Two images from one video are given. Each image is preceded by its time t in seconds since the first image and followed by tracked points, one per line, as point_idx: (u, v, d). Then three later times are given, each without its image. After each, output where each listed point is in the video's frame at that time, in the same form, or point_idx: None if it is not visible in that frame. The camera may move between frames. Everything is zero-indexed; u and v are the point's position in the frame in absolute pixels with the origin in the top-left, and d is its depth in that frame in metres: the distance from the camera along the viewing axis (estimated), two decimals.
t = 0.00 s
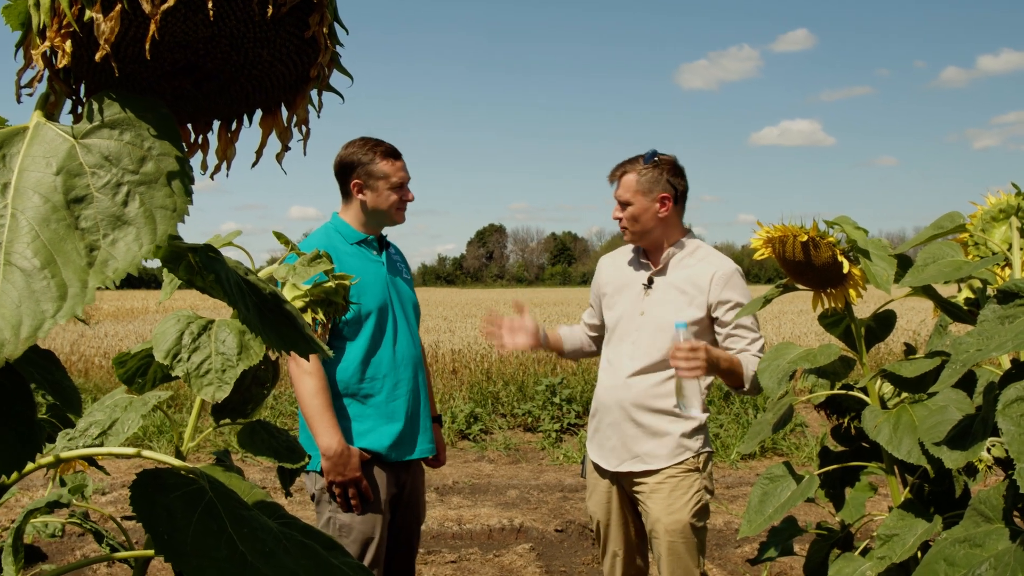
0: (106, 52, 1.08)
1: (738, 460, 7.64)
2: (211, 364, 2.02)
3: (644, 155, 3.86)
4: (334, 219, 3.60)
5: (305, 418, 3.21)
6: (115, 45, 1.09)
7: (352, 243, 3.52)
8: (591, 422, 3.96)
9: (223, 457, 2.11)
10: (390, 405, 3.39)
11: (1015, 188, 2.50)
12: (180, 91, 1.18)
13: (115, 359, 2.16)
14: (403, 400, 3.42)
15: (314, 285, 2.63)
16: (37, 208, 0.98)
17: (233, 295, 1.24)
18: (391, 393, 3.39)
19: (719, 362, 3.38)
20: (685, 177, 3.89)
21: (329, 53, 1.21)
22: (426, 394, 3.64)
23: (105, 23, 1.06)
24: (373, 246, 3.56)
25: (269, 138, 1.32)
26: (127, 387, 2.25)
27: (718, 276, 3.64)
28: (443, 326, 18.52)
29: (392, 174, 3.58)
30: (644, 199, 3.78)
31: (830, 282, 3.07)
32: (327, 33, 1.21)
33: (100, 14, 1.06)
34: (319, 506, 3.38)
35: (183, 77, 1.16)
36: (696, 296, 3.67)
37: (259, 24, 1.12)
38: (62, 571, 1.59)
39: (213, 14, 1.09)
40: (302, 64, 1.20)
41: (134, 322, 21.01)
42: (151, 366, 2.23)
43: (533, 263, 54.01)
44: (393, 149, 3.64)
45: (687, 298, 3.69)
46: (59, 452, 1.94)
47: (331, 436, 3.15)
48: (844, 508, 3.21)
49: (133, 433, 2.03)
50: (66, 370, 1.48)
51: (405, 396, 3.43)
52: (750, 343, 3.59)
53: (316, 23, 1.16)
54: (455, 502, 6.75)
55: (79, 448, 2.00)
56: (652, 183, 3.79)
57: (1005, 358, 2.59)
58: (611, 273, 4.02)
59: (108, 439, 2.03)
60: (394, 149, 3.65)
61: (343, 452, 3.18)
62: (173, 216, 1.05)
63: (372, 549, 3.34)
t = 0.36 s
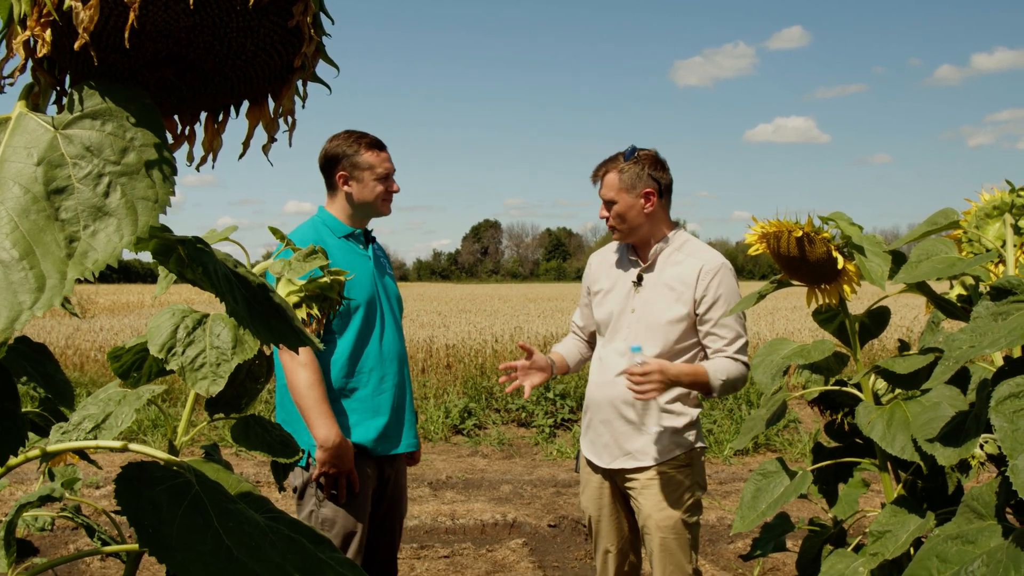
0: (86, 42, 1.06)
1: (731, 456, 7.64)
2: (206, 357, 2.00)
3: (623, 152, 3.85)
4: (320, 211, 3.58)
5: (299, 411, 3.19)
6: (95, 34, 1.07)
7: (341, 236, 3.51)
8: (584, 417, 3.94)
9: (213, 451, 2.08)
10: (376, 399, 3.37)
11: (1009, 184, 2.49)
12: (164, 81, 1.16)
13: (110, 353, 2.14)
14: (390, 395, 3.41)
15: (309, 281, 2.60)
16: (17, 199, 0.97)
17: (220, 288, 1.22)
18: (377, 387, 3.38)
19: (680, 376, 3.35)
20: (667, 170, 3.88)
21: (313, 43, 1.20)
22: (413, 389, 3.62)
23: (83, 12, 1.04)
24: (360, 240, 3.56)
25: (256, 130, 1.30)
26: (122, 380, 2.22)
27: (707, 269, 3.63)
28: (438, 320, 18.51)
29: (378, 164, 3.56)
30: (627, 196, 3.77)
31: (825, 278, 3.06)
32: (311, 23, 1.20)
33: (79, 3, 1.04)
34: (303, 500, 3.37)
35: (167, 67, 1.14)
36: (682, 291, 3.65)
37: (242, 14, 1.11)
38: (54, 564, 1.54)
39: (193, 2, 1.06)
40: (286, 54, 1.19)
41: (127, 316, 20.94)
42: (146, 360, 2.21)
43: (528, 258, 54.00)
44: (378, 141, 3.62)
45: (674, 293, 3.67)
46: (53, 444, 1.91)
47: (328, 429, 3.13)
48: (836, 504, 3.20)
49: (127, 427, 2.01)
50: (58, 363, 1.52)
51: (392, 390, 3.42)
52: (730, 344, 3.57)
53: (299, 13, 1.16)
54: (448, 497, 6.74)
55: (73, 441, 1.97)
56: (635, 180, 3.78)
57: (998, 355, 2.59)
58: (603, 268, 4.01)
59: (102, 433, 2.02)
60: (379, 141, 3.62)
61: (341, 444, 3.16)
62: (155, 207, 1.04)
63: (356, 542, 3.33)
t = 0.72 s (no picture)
0: (84, 34, 1.06)
1: (728, 452, 7.65)
2: (202, 352, 2.00)
3: (635, 141, 3.84)
4: (312, 207, 3.58)
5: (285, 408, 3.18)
6: (93, 27, 1.07)
7: (332, 234, 3.50)
8: (580, 415, 3.92)
9: (210, 445, 2.08)
10: (364, 397, 3.37)
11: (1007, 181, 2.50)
12: (162, 75, 1.15)
13: (107, 347, 2.13)
14: (379, 391, 3.41)
15: (307, 276, 2.60)
16: (15, 193, 0.97)
17: (219, 282, 1.21)
18: (366, 384, 3.37)
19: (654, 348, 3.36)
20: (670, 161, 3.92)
21: (312, 38, 1.20)
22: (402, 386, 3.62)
23: (81, 4, 1.04)
24: (353, 237, 3.54)
25: (254, 124, 1.30)
26: (119, 375, 2.22)
27: (706, 261, 3.65)
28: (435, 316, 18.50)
29: (369, 160, 3.55)
30: (650, 183, 3.76)
31: (822, 274, 3.07)
32: (310, 17, 1.20)
33: None
34: (293, 493, 3.38)
35: (165, 61, 1.13)
36: (681, 284, 3.66)
37: (240, 7, 1.11)
38: (50, 560, 1.54)
39: None
40: (284, 49, 1.19)
41: (125, 311, 20.91)
42: (144, 355, 2.20)
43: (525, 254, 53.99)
44: (368, 136, 3.61)
45: (671, 288, 3.69)
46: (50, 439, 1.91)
47: (312, 426, 3.12)
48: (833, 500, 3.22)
49: (125, 422, 2.00)
50: (55, 358, 1.52)
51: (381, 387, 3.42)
52: (715, 334, 3.56)
53: (299, 6, 1.15)
54: (445, 492, 6.74)
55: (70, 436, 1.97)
56: (654, 168, 3.78)
57: (995, 350, 2.59)
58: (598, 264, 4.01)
59: (99, 428, 2.02)
60: (370, 137, 3.61)
61: (324, 441, 3.15)
62: (153, 201, 1.03)
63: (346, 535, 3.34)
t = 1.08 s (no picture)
0: (88, 29, 1.06)
1: (727, 449, 7.66)
2: (202, 348, 2.00)
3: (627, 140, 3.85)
4: (311, 204, 3.59)
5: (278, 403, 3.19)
6: (97, 22, 1.07)
7: (329, 230, 3.51)
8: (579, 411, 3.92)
9: (210, 442, 2.09)
10: (361, 391, 3.37)
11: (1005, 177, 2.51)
12: (165, 70, 1.15)
13: (105, 344, 2.13)
14: (376, 385, 3.41)
15: (306, 271, 2.60)
16: (19, 186, 0.97)
17: (220, 277, 1.21)
18: (363, 378, 3.38)
19: (688, 364, 3.38)
20: (668, 160, 3.90)
21: (314, 33, 1.21)
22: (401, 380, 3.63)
23: None
24: (350, 233, 3.55)
25: (256, 119, 1.31)
26: (117, 371, 2.22)
27: (704, 256, 3.66)
28: (434, 313, 18.50)
29: (364, 157, 3.54)
30: (632, 180, 3.76)
31: (821, 270, 3.07)
32: (312, 13, 1.20)
33: None
34: (291, 487, 3.39)
35: (168, 56, 1.13)
36: (680, 280, 3.67)
37: (243, 2, 1.11)
38: (49, 556, 1.53)
39: None
40: (287, 45, 1.19)
41: (123, 308, 20.90)
42: (142, 351, 2.20)
43: (524, 251, 53.98)
44: (365, 134, 3.61)
45: (670, 284, 3.69)
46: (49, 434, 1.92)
47: (304, 420, 3.13)
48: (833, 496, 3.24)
49: (123, 418, 2.01)
50: (54, 354, 1.52)
51: (378, 381, 3.42)
52: (729, 329, 3.57)
53: (301, 2, 1.16)
54: (445, 489, 6.75)
55: (68, 431, 1.98)
56: (639, 167, 3.78)
57: (994, 346, 2.60)
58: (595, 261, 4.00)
59: (97, 424, 2.02)
60: (366, 134, 3.62)
61: (316, 435, 3.16)
62: (157, 195, 1.03)
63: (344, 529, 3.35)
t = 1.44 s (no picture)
0: (85, 26, 1.06)
1: (728, 446, 7.66)
2: (201, 344, 2.00)
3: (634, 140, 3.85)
4: (311, 202, 3.59)
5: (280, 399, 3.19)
6: (94, 19, 1.07)
7: (329, 227, 3.51)
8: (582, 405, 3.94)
9: (210, 438, 2.10)
10: (364, 388, 3.37)
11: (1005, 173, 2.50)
12: (162, 67, 1.14)
13: (103, 342, 2.13)
14: (377, 382, 3.41)
15: (304, 268, 2.60)
16: (15, 183, 0.97)
17: (218, 274, 1.21)
18: (364, 375, 3.38)
19: (644, 354, 3.48)
20: (676, 159, 3.89)
21: (311, 29, 1.21)
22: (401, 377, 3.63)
23: None
24: (351, 230, 3.55)
25: (253, 116, 1.30)
26: (116, 369, 2.22)
27: (711, 256, 3.67)
28: (434, 310, 18.50)
29: (365, 154, 3.54)
30: (638, 180, 3.76)
31: (821, 267, 3.07)
32: (309, 9, 1.20)
33: None
34: (293, 484, 3.39)
35: (165, 53, 1.13)
36: (687, 280, 3.67)
37: None
38: (50, 553, 1.53)
39: None
40: (284, 41, 1.19)
41: (124, 306, 20.89)
42: (141, 348, 2.21)
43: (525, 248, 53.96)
44: (365, 131, 3.61)
45: (676, 282, 3.69)
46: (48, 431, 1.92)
47: (305, 416, 3.13)
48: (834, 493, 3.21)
49: (123, 415, 2.01)
50: (53, 352, 1.52)
51: (379, 377, 3.42)
52: (720, 329, 3.60)
53: None
54: (445, 486, 6.75)
55: (68, 429, 1.98)
56: (645, 166, 3.77)
57: (994, 343, 2.60)
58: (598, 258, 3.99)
59: (97, 421, 2.02)
60: (366, 131, 3.61)
61: (318, 431, 3.16)
62: (154, 191, 1.03)
63: (346, 526, 3.35)
